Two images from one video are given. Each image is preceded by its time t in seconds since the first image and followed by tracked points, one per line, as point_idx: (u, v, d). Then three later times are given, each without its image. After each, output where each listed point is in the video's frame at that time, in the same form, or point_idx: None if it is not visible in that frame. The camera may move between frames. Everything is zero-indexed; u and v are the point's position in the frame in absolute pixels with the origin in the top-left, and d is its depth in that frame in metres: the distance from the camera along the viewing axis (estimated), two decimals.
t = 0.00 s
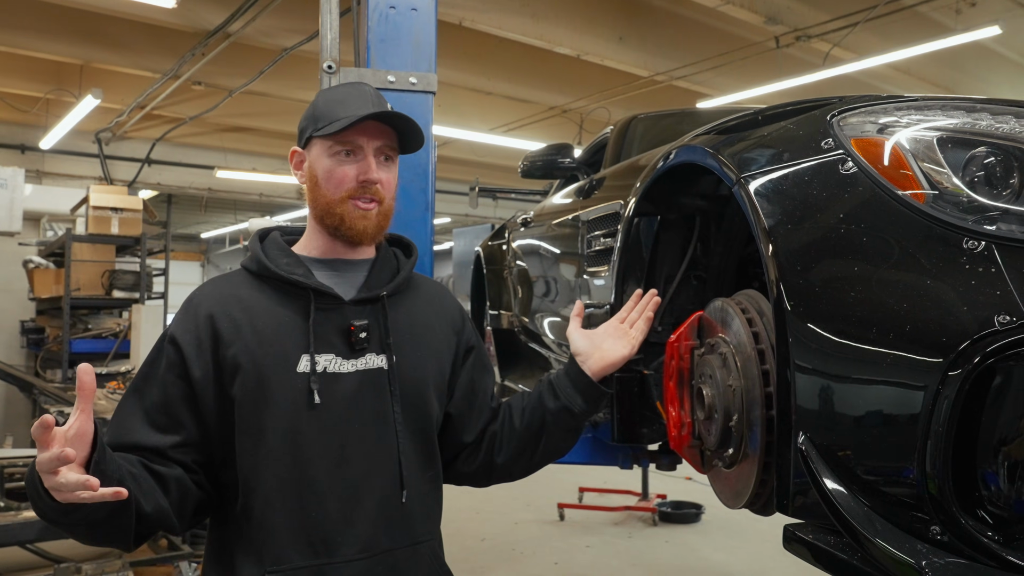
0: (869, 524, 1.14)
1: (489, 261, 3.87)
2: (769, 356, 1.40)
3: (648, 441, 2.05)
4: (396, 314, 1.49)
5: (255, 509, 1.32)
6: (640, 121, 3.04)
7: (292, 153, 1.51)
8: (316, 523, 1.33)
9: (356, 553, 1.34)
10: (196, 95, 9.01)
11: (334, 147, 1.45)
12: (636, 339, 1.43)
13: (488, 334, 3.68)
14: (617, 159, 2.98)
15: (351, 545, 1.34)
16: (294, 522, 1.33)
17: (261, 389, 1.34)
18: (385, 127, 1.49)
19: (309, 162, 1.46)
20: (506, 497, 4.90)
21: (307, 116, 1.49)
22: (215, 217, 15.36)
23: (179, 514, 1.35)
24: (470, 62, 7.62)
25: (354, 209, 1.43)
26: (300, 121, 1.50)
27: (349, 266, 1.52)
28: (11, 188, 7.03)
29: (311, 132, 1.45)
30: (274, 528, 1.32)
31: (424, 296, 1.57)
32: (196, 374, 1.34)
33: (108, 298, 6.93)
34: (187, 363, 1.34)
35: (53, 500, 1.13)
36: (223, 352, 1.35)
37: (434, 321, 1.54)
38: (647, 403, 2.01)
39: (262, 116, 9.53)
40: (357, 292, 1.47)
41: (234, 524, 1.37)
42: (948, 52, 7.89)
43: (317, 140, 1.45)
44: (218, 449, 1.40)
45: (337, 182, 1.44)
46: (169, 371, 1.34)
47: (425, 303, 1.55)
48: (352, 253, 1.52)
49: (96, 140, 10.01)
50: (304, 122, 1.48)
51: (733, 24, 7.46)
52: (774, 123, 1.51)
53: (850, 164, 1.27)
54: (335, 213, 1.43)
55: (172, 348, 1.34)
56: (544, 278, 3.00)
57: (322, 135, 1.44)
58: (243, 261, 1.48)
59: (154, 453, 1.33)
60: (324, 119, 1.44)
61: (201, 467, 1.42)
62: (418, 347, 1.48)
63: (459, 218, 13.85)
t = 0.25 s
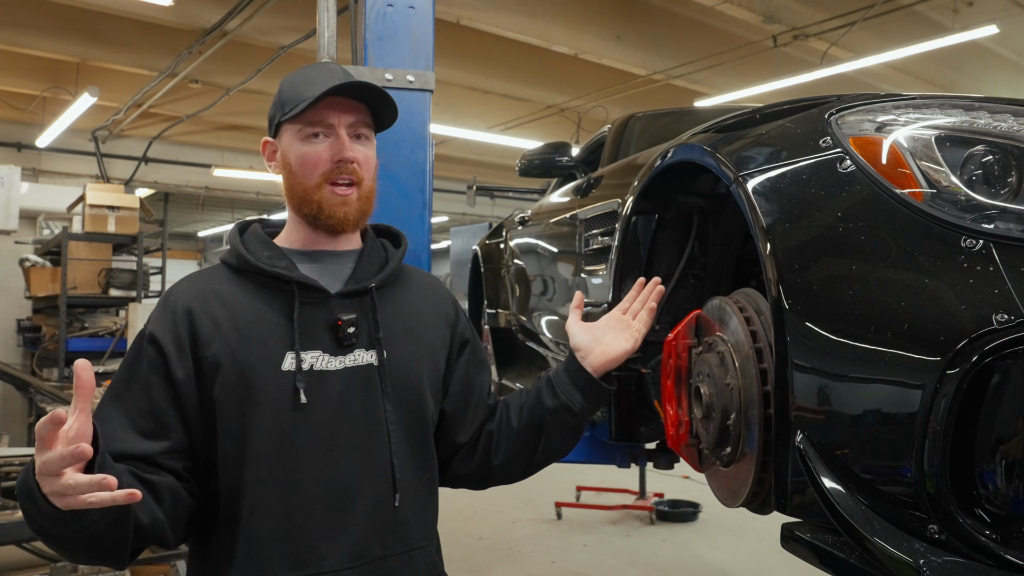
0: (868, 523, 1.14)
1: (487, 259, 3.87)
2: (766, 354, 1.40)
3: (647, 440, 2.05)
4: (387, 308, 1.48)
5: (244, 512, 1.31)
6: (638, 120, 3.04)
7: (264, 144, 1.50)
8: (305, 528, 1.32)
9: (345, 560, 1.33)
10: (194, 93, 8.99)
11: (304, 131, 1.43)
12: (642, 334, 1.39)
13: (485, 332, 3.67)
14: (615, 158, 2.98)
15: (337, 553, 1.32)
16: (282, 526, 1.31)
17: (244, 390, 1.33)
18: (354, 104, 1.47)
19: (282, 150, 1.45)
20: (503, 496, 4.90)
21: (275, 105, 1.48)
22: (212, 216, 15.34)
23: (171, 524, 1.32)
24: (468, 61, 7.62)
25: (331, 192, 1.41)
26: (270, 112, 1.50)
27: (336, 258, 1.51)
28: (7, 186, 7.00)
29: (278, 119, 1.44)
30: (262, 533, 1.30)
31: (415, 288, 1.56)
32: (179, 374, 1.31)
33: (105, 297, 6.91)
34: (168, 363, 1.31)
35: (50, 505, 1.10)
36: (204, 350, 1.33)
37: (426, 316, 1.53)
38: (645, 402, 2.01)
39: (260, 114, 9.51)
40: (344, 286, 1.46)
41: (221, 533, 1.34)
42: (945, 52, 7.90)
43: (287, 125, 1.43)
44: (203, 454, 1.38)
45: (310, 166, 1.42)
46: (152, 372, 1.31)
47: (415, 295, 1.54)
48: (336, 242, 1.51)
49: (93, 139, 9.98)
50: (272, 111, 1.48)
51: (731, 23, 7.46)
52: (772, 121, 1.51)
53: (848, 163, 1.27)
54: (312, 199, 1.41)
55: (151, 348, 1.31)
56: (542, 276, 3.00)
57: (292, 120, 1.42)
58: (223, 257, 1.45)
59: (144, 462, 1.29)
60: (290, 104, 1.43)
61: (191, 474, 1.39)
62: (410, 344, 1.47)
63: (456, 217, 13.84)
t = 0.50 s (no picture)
0: (868, 523, 1.14)
1: (486, 258, 3.86)
2: (766, 353, 1.40)
3: (647, 439, 2.04)
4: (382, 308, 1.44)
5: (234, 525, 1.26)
6: (638, 118, 3.03)
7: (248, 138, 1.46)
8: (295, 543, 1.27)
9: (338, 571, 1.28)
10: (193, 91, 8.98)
11: (287, 124, 1.39)
12: (642, 333, 1.38)
13: (484, 331, 3.67)
14: (615, 157, 2.98)
15: (326, 566, 1.28)
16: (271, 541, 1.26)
17: (231, 396, 1.28)
18: (339, 95, 1.43)
19: (265, 145, 1.41)
20: (502, 495, 4.90)
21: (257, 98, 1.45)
22: (211, 214, 15.32)
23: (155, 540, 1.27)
24: (468, 59, 7.61)
25: (317, 186, 1.37)
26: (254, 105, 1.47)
27: (325, 257, 1.47)
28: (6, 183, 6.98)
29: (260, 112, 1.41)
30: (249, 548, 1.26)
31: (410, 286, 1.52)
32: (163, 381, 1.27)
33: (103, 294, 6.90)
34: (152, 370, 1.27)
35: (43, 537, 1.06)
36: (188, 356, 1.29)
37: (422, 315, 1.48)
38: (646, 401, 2.01)
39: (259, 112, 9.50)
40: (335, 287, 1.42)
41: (207, 540, 1.30)
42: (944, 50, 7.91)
43: (270, 119, 1.40)
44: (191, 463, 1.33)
45: (293, 160, 1.38)
46: (135, 379, 1.27)
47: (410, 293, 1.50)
48: (324, 239, 1.47)
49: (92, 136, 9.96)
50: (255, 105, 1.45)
51: (730, 22, 7.45)
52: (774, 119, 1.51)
53: (849, 162, 1.27)
54: (299, 194, 1.38)
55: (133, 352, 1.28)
56: (542, 274, 3.00)
57: (274, 113, 1.39)
58: (207, 255, 1.41)
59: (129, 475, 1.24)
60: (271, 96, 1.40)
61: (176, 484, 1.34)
62: (406, 346, 1.43)
63: (455, 215, 13.84)
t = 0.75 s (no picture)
0: (873, 520, 1.13)
1: (489, 255, 3.86)
2: (771, 350, 1.39)
3: (650, 437, 2.04)
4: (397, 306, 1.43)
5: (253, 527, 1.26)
6: (641, 116, 3.03)
7: (256, 135, 1.46)
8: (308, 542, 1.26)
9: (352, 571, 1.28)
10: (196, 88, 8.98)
11: (296, 119, 1.39)
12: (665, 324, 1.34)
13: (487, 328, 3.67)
14: (618, 154, 2.97)
15: (342, 567, 1.28)
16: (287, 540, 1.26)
17: (244, 395, 1.29)
18: (344, 87, 1.43)
19: (274, 142, 1.41)
20: (505, 492, 4.90)
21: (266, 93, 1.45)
22: (214, 211, 15.33)
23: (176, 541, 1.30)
24: (470, 57, 7.61)
25: (325, 181, 1.37)
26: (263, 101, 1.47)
27: (338, 255, 1.47)
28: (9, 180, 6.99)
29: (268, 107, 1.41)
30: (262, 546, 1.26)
31: (429, 282, 1.50)
32: (176, 384, 1.28)
33: (107, 291, 6.91)
34: (166, 373, 1.28)
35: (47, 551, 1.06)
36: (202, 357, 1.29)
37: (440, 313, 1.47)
38: (649, 398, 2.02)
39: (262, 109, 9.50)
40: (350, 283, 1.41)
41: (224, 538, 1.32)
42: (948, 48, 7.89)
43: (276, 116, 1.40)
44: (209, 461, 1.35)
45: (305, 156, 1.38)
46: (150, 383, 1.28)
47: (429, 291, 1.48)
48: (337, 236, 1.47)
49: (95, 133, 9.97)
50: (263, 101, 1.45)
51: (733, 19, 7.44)
52: (778, 116, 1.50)
53: (855, 159, 1.26)
54: (308, 192, 1.37)
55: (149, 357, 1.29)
56: (544, 272, 2.99)
57: (280, 110, 1.39)
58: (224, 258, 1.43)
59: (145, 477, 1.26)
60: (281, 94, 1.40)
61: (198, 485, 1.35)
62: (423, 341, 1.41)
63: (457, 213, 13.84)
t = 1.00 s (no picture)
0: (857, 516, 1.12)
1: (470, 247, 3.84)
2: (754, 344, 1.39)
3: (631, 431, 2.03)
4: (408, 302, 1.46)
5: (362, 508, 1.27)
6: (624, 108, 3.01)
7: (331, 120, 1.28)
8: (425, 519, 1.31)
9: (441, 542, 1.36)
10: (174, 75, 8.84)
11: (400, 131, 1.28)
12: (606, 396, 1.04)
13: (468, 320, 3.64)
14: (601, 146, 2.95)
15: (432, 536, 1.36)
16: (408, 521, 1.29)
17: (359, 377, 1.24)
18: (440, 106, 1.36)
19: (363, 142, 1.28)
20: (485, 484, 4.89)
21: (363, 80, 1.28)
22: (192, 201, 15.13)
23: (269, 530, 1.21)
24: (452, 47, 7.54)
25: (411, 203, 1.31)
26: (350, 83, 1.28)
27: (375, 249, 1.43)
28: None
29: (377, 107, 1.26)
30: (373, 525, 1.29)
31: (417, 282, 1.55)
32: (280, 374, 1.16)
33: (82, 281, 6.80)
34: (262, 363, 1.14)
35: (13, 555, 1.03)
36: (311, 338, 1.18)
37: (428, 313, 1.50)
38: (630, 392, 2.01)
39: (241, 98, 9.38)
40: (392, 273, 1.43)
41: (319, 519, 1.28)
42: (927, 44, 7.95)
43: (380, 118, 1.27)
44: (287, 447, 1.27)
45: (399, 170, 1.30)
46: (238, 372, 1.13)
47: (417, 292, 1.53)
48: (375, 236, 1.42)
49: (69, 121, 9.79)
50: (362, 88, 1.27)
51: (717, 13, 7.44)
52: (763, 108, 1.48)
53: (841, 151, 1.25)
54: (391, 207, 1.30)
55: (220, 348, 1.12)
56: (526, 264, 2.97)
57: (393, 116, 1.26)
58: (278, 240, 1.26)
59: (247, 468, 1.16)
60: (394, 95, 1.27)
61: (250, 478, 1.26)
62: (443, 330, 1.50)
63: (439, 204, 13.77)
